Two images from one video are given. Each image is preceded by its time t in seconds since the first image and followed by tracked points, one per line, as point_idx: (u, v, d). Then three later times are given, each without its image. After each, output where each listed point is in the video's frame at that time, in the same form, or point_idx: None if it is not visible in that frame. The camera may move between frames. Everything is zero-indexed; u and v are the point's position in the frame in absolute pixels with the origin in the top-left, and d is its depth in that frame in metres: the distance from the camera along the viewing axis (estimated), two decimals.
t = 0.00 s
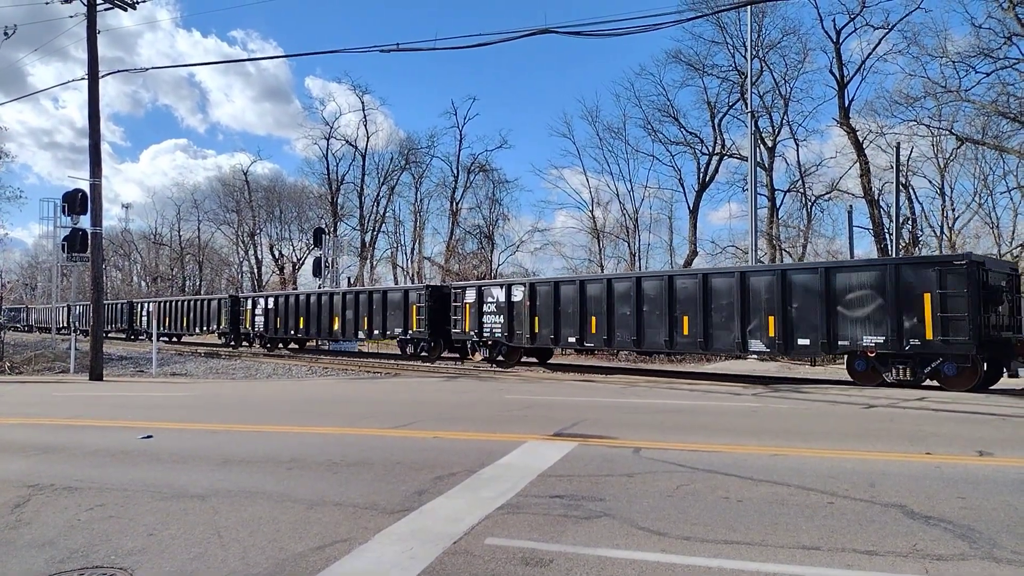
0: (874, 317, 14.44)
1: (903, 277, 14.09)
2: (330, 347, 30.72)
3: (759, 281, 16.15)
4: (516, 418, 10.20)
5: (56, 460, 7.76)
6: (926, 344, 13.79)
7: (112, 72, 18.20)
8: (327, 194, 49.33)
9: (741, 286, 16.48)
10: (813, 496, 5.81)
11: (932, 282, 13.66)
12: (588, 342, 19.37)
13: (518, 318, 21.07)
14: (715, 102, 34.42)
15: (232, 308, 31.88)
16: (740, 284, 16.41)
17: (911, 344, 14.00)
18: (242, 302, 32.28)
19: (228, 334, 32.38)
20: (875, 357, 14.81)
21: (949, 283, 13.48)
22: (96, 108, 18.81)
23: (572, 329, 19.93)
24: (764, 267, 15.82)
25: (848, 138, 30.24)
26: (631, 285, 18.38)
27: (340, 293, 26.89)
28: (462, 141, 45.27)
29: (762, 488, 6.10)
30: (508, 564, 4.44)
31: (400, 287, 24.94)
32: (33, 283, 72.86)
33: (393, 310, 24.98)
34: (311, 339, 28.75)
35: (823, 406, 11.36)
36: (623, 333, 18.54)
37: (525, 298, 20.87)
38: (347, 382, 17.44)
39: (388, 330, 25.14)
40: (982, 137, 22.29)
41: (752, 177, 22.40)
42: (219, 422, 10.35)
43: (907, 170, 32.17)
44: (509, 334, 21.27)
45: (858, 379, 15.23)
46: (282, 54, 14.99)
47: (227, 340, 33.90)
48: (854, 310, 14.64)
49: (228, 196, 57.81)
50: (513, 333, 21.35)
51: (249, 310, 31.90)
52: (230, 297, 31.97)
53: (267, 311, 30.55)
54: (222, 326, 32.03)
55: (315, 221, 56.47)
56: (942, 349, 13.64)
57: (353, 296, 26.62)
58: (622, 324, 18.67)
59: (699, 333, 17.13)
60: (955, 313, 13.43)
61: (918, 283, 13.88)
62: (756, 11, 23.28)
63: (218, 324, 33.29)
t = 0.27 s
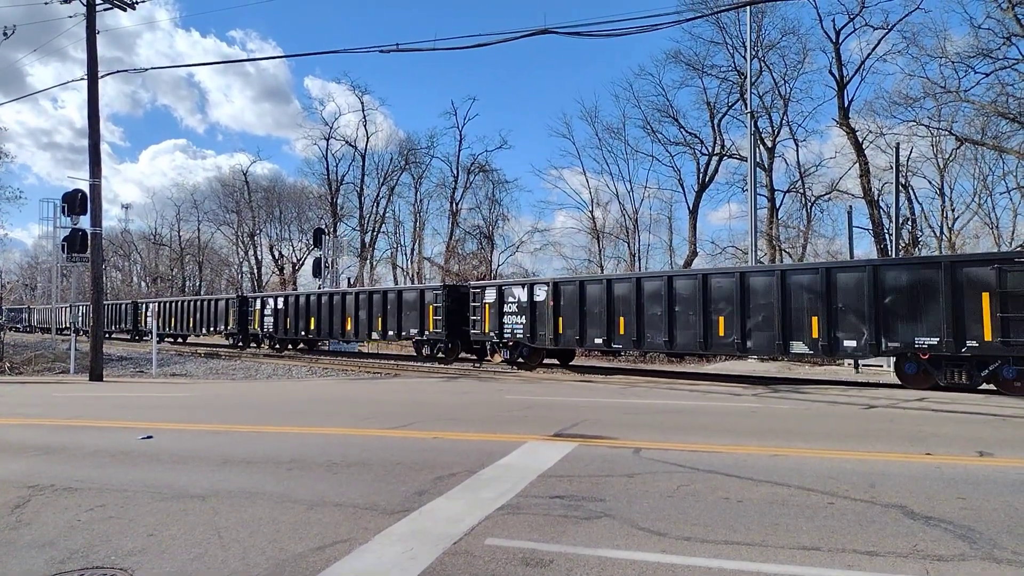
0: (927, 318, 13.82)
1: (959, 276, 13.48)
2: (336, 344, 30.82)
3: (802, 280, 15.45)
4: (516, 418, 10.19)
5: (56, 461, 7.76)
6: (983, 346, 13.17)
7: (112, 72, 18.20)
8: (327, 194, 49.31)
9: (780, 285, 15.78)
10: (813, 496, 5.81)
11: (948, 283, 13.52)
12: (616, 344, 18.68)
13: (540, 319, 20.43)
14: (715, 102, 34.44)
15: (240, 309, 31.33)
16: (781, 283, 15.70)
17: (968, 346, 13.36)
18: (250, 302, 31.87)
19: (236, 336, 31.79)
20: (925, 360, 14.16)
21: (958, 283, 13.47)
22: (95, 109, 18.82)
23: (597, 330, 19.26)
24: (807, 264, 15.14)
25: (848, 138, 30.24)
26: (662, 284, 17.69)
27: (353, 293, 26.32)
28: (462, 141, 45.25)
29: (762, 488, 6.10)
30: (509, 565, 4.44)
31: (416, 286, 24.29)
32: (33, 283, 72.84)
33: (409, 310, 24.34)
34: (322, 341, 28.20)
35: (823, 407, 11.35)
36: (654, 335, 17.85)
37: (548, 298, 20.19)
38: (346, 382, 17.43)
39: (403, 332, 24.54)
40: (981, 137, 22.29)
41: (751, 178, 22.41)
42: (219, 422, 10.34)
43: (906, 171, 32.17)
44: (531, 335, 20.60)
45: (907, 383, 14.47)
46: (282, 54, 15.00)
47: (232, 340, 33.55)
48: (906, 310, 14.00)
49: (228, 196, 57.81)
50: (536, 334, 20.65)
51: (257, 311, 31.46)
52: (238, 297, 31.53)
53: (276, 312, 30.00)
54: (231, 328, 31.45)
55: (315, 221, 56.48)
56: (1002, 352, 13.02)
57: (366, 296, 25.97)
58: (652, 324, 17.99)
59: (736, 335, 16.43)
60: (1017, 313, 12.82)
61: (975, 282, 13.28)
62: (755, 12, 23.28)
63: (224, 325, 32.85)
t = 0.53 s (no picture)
0: (985, 316, 13.17)
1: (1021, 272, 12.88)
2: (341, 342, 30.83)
3: (845, 277, 14.82)
4: (515, 418, 10.19)
5: (54, 460, 7.75)
6: None
7: (111, 71, 18.18)
8: (326, 193, 49.26)
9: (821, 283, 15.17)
10: (813, 495, 5.81)
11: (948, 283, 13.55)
12: (645, 344, 18.08)
13: (563, 318, 19.84)
14: (714, 102, 34.43)
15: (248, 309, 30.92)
16: (824, 280, 15.06)
17: None
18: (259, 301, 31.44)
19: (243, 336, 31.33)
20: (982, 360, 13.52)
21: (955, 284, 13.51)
22: (94, 108, 18.79)
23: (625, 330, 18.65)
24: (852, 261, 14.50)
25: (846, 137, 30.26)
26: (696, 281, 17.07)
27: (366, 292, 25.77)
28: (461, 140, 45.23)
29: (761, 487, 6.10)
30: (507, 564, 4.44)
31: (432, 285, 23.62)
32: (31, 283, 72.77)
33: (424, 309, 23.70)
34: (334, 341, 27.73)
35: (822, 406, 11.35)
36: (686, 335, 17.26)
37: (572, 297, 19.59)
38: (345, 381, 17.43)
39: (418, 332, 23.94)
40: (980, 136, 22.31)
41: (750, 177, 22.43)
42: (218, 422, 10.33)
43: (905, 171, 32.20)
44: (553, 334, 20.01)
45: (960, 384, 13.86)
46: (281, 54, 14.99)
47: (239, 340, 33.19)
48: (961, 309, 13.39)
49: (227, 196, 57.77)
50: (559, 334, 20.03)
51: (266, 311, 30.97)
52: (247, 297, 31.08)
53: (285, 312, 29.46)
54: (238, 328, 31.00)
55: (314, 221, 56.47)
56: None
57: (380, 295, 25.32)
58: (684, 324, 17.40)
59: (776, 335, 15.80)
60: None
61: None
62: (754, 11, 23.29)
63: (231, 325, 32.38)
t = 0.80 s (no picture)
0: None
1: None
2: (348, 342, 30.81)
3: (894, 276, 14.20)
4: (516, 419, 10.19)
5: (55, 462, 7.75)
6: None
7: (112, 73, 18.20)
8: (327, 194, 49.27)
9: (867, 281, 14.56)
10: (814, 496, 5.81)
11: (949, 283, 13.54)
12: (678, 346, 17.42)
13: (589, 319, 19.26)
14: (715, 102, 34.41)
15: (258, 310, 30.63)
16: (873, 279, 14.44)
17: None
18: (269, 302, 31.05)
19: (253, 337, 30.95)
20: None
21: (956, 284, 13.51)
22: (95, 110, 18.80)
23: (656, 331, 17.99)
24: (903, 258, 13.85)
25: (847, 138, 30.25)
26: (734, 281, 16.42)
27: (381, 293, 25.21)
28: (462, 141, 45.25)
29: (762, 488, 6.10)
30: (508, 565, 4.44)
31: (450, 285, 23.01)
32: (32, 285, 72.84)
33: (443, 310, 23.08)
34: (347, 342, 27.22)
35: (823, 406, 11.34)
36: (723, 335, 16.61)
37: (599, 296, 18.96)
38: (346, 382, 17.43)
39: (436, 333, 23.34)
40: (981, 136, 22.30)
41: (751, 178, 22.43)
42: (218, 423, 10.33)
43: (906, 171, 32.19)
44: (580, 336, 19.40)
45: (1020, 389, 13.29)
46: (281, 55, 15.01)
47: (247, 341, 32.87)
48: None
49: (228, 197, 57.80)
50: (586, 336, 19.38)
51: (276, 311, 30.51)
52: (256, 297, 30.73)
53: (297, 313, 28.94)
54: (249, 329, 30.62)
55: (315, 222, 56.50)
56: None
57: (396, 295, 24.69)
58: (720, 325, 16.75)
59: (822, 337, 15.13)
60: None
61: None
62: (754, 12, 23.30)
63: (239, 326, 32.01)
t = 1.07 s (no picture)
0: None
1: None
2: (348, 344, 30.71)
3: (894, 278, 14.19)
4: (515, 421, 10.19)
5: (54, 463, 7.74)
6: None
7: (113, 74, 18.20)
8: (327, 196, 49.30)
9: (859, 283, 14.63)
10: (813, 499, 5.81)
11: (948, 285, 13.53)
12: (713, 349, 16.90)
13: (617, 321, 18.84)
14: (715, 105, 34.41)
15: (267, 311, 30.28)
16: (873, 282, 14.42)
17: None
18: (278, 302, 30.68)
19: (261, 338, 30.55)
20: None
21: (954, 286, 13.51)
22: (95, 111, 18.81)
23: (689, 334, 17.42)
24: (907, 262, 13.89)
25: (847, 141, 30.28)
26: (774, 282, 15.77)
27: (396, 293, 24.82)
28: (462, 143, 45.27)
29: (761, 491, 6.10)
30: (508, 567, 4.43)
31: (469, 286, 22.59)
32: (32, 285, 72.96)
33: (461, 311, 22.68)
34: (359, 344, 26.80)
35: (822, 409, 11.35)
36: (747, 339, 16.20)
37: (628, 298, 18.54)
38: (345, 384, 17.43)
39: (453, 335, 22.95)
40: (981, 140, 22.31)
41: (750, 181, 22.45)
42: (218, 424, 10.33)
43: (906, 174, 32.21)
44: (607, 338, 18.99)
45: None
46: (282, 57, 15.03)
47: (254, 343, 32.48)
48: None
49: (228, 198, 57.83)
50: (614, 339, 18.94)
51: (284, 312, 30.09)
52: (265, 298, 30.37)
53: (307, 313, 28.52)
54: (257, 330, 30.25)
55: (315, 224, 56.54)
56: None
57: (412, 296, 24.27)
58: (758, 328, 16.13)
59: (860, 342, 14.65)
60: None
61: None
62: (754, 14, 23.31)
63: (247, 327, 31.58)
